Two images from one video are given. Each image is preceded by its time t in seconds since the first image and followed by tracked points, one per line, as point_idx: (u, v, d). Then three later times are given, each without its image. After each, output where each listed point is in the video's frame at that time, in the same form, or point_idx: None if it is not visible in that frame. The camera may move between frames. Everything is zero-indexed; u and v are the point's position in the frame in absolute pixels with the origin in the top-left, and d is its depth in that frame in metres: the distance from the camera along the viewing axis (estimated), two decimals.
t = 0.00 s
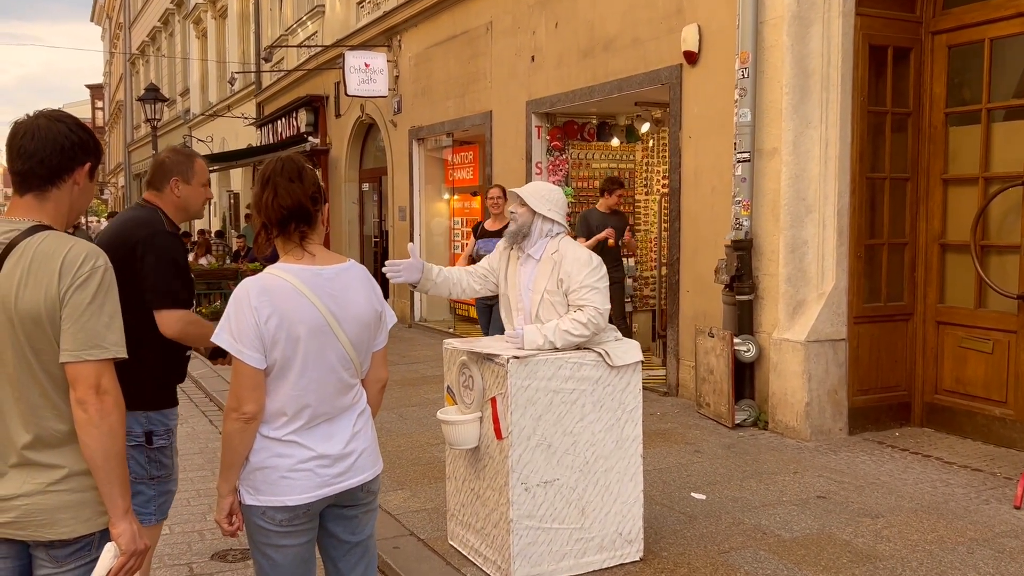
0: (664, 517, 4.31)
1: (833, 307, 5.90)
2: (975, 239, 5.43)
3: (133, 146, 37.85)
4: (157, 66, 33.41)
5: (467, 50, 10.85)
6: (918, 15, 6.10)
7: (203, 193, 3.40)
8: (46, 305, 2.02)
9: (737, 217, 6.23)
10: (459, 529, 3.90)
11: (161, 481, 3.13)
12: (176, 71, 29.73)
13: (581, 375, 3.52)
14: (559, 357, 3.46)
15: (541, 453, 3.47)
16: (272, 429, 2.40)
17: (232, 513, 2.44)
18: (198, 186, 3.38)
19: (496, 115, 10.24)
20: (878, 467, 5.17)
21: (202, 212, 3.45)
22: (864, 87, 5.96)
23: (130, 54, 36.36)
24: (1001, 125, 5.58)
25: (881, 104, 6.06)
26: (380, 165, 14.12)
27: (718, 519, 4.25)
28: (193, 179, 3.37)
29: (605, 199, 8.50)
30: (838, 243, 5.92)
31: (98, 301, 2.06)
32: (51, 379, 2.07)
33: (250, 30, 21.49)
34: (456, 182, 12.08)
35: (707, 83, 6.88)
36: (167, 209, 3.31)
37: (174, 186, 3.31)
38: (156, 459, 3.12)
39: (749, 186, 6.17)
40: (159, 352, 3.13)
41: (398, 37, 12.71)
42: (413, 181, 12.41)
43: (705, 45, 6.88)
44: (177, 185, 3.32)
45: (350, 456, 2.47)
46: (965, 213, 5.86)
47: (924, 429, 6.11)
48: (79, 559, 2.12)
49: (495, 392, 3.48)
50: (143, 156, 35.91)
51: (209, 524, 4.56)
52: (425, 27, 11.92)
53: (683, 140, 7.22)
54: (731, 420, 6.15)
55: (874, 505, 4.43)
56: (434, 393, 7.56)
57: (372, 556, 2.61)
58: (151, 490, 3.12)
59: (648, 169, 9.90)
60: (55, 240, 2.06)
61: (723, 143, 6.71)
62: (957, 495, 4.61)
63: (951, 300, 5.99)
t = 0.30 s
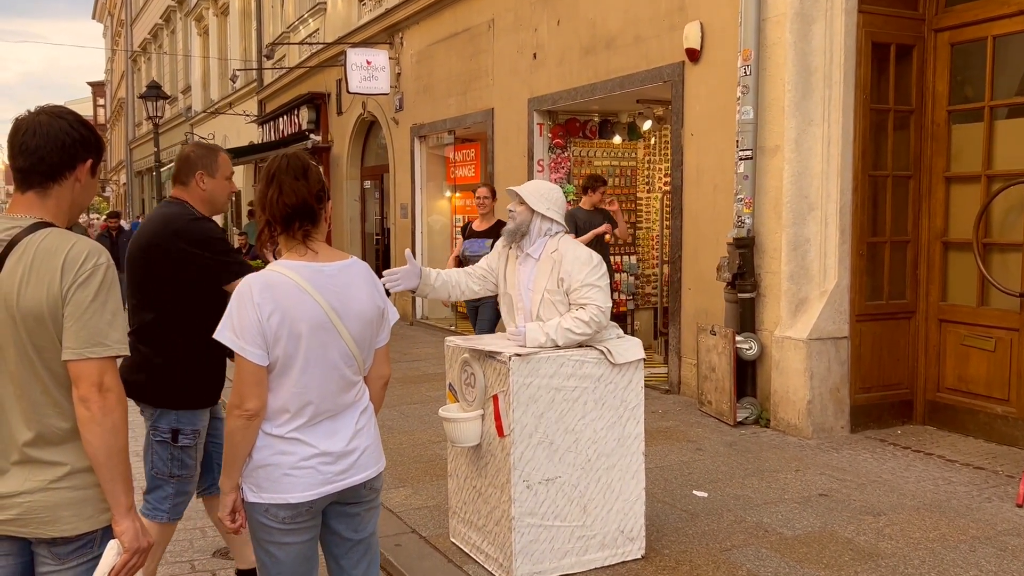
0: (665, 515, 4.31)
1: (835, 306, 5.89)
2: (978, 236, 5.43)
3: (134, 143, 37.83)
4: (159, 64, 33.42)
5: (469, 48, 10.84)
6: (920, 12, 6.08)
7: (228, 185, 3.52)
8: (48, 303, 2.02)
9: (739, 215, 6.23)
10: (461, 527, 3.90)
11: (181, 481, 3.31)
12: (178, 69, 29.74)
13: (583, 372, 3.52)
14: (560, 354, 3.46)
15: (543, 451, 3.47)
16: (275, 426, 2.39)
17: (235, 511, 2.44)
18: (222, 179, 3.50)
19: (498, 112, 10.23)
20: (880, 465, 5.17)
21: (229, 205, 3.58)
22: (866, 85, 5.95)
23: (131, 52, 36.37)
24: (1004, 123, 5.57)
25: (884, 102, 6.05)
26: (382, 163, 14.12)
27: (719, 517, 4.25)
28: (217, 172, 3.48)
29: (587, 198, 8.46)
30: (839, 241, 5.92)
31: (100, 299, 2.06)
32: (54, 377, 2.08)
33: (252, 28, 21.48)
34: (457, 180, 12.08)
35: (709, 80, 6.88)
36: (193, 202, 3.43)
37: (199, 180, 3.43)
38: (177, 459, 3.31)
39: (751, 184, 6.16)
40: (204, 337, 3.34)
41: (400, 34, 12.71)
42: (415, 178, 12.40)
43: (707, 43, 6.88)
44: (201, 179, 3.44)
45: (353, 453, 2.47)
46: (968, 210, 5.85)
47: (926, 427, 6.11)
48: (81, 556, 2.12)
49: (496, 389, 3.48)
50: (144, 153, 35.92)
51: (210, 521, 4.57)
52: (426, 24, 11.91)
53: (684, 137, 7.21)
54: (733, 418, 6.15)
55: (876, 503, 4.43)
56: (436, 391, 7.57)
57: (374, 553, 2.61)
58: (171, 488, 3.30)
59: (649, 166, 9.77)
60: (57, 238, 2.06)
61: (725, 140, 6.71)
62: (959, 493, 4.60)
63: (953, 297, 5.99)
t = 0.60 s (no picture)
0: (665, 512, 4.31)
1: (834, 304, 5.89)
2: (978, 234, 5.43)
3: (134, 141, 37.82)
4: (159, 61, 33.41)
5: (469, 45, 10.83)
6: (921, 10, 6.08)
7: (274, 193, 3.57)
8: (46, 300, 2.02)
9: (739, 212, 6.22)
10: (460, 524, 3.90)
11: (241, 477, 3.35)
12: (178, 66, 29.72)
13: (582, 369, 3.52)
14: (558, 352, 3.46)
15: (542, 448, 3.47)
16: (274, 422, 2.39)
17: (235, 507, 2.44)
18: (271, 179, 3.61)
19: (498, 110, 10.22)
20: (879, 463, 5.17)
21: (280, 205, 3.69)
22: (866, 83, 5.94)
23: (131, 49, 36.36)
24: (1004, 121, 5.57)
25: (884, 99, 6.05)
26: (382, 160, 14.12)
27: (719, 514, 4.25)
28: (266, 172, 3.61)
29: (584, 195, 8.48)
30: (839, 239, 5.91)
31: (98, 296, 2.05)
32: (52, 375, 2.08)
33: (252, 25, 21.46)
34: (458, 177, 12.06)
35: (709, 77, 6.87)
36: (245, 202, 3.55)
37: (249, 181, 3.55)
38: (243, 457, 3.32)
39: (751, 181, 6.16)
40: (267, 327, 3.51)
41: (400, 32, 12.70)
42: (415, 176, 12.40)
43: (707, 40, 6.87)
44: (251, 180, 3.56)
45: (352, 450, 2.47)
46: (968, 208, 5.85)
47: (925, 425, 6.11)
48: (80, 553, 2.12)
49: (496, 386, 3.48)
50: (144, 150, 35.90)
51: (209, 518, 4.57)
52: (427, 22, 11.90)
53: (685, 135, 7.21)
54: (732, 415, 6.15)
55: (875, 501, 4.43)
56: (436, 388, 7.57)
57: (374, 550, 2.62)
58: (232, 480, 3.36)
59: (649, 164, 9.85)
60: (57, 235, 2.06)
61: (725, 138, 6.70)
62: (958, 491, 4.60)
63: (953, 295, 5.99)
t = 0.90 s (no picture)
0: (663, 510, 4.31)
1: (833, 301, 5.90)
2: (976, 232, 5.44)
3: (133, 138, 37.83)
4: (159, 58, 33.38)
5: (468, 43, 10.83)
6: (919, 8, 6.08)
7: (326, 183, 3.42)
8: (45, 297, 2.02)
9: (737, 210, 6.22)
10: (459, 521, 3.90)
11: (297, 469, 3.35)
12: (177, 64, 29.69)
13: (580, 367, 3.52)
14: (555, 349, 3.46)
15: (540, 446, 3.48)
16: (272, 419, 2.40)
17: (233, 503, 2.45)
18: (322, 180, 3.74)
19: (497, 108, 10.22)
20: (877, 461, 5.17)
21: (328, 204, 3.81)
22: (865, 81, 5.94)
23: (131, 46, 36.32)
24: (1002, 119, 5.58)
25: (882, 97, 6.05)
26: (381, 158, 14.12)
27: (717, 512, 4.26)
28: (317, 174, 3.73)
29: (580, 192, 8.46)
30: (838, 237, 5.92)
31: (97, 294, 2.05)
32: (51, 372, 2.08)
33: (251, 23, 21.43)
34: (457, 175, 12.05)
35: (708, 75, 6.87)
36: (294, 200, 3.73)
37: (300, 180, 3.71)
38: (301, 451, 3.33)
39: (750, 179, 6.16)
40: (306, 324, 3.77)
41: (399, 29, 12.69)
42: (414, 174, 12.40)
43: (707, 38, 6.87)
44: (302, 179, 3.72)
45: (350, 447, 2.47)
46: (966, 206, 5.85)
47: (924, 423, 6.12)
48: (80, 551, 2.12)
49: (494, 384, 3.48)
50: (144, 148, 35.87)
51: (209, 515, 4.57)
52: (426, 19, 11.89)
53: (684, 133, 7.20)
54: (731, 413, 6.16)
55: (873, 499, 4.44)
56: (435, 386, 7.57)
57: (373, 547, 2.62)
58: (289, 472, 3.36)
59: (649, 161, 10.00)
60: (57, 232, 2.06)
61: (725, 136, 6.70)
62: (956, 489, 4.61)
63: (952, 294, 5.99)
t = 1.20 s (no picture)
0: (661, 507, 4.32)
1: (831, 299, 5.90)
2: (974, 230, 5.44)
3: (132, 136, 37.82)
4: (157, 56, 33.34)
5: (467, 41, 10.82)
6: (917, 6, 6.08)
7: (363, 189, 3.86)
8: (44, 296, 2.02)
9: (736, 208, 6.22)
10: (456, 519, 3.90)
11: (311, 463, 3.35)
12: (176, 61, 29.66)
13: (579, 365, 3.52)
14: (554, 347, 3.46)
15: (539, 443, 3.48)
16: (268, 415, 2.40)
17: (231, 499, 2.45)
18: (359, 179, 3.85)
19: (495, 105, 10.22)
20: (875, 459, 5.18)
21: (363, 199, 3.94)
22: (863, 79, 5.94)
23: (129, 44, 36.29)
24: (1000, 117, 5.58)
25: (881, 96, 6.05)
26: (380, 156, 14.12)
27: (715, 509, 4.27)
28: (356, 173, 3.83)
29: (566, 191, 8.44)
30: (836, 236, 5.92)
31: (97, 294, 2.05)
32: (51, 372, 2.08)
33: (250, 20, 21.41)
34: (456, 173, 12.05)
35: (707, 73, 6.87)
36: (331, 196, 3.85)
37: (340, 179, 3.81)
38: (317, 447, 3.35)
39: (749, 177, 6.16)
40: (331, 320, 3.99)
41: (398, 27, 12.68)
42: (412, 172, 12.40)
43: (705, 36, 6.86)
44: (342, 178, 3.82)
45: (348, 445, 2.48)
46: (964, 204, 5.86)
47: (921, 421, 6.13)
48: (81, 551, 2.12)
49: (492, 382, 3.49)
50: (142, 145, 35.85)
51: (207, 513, 4.57)
52: (425, 17, 11.89)
53: (682, 131, 7.21)
54: (729, 411, 6.17)
55: (871, 496, 4.45)
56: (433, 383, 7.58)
57: (371, 544, 2.62)
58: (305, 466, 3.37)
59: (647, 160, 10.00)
60: (57, 231, 2.06)
61: (723, 134, 6.70)
62: (954, 486, 4.62)
63: (950, 292, 6.00)
